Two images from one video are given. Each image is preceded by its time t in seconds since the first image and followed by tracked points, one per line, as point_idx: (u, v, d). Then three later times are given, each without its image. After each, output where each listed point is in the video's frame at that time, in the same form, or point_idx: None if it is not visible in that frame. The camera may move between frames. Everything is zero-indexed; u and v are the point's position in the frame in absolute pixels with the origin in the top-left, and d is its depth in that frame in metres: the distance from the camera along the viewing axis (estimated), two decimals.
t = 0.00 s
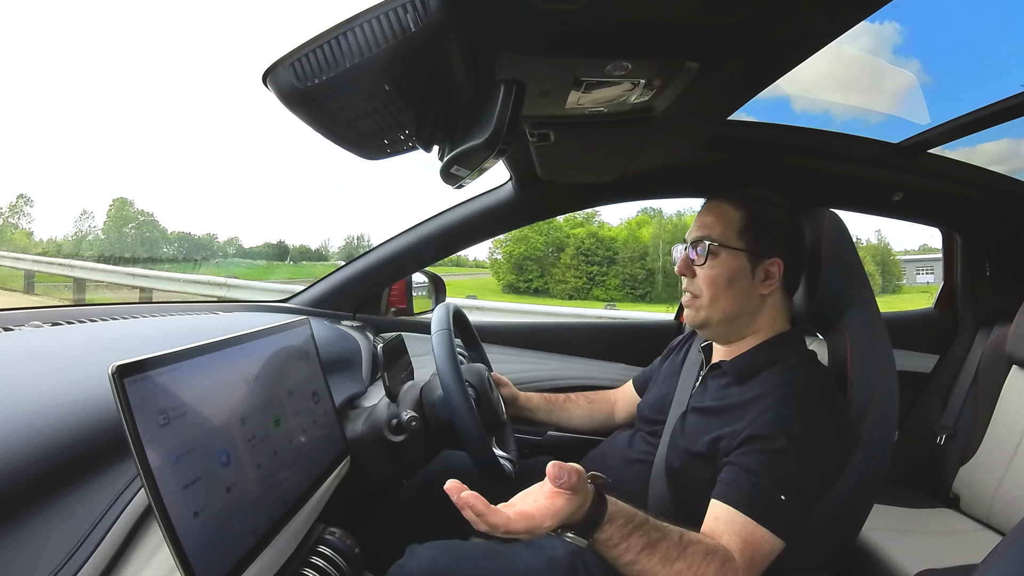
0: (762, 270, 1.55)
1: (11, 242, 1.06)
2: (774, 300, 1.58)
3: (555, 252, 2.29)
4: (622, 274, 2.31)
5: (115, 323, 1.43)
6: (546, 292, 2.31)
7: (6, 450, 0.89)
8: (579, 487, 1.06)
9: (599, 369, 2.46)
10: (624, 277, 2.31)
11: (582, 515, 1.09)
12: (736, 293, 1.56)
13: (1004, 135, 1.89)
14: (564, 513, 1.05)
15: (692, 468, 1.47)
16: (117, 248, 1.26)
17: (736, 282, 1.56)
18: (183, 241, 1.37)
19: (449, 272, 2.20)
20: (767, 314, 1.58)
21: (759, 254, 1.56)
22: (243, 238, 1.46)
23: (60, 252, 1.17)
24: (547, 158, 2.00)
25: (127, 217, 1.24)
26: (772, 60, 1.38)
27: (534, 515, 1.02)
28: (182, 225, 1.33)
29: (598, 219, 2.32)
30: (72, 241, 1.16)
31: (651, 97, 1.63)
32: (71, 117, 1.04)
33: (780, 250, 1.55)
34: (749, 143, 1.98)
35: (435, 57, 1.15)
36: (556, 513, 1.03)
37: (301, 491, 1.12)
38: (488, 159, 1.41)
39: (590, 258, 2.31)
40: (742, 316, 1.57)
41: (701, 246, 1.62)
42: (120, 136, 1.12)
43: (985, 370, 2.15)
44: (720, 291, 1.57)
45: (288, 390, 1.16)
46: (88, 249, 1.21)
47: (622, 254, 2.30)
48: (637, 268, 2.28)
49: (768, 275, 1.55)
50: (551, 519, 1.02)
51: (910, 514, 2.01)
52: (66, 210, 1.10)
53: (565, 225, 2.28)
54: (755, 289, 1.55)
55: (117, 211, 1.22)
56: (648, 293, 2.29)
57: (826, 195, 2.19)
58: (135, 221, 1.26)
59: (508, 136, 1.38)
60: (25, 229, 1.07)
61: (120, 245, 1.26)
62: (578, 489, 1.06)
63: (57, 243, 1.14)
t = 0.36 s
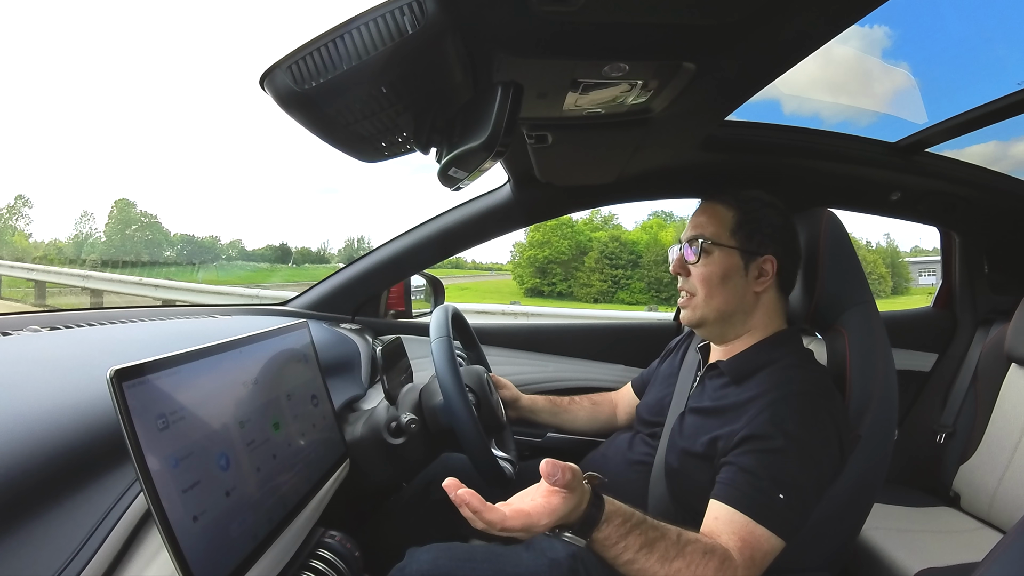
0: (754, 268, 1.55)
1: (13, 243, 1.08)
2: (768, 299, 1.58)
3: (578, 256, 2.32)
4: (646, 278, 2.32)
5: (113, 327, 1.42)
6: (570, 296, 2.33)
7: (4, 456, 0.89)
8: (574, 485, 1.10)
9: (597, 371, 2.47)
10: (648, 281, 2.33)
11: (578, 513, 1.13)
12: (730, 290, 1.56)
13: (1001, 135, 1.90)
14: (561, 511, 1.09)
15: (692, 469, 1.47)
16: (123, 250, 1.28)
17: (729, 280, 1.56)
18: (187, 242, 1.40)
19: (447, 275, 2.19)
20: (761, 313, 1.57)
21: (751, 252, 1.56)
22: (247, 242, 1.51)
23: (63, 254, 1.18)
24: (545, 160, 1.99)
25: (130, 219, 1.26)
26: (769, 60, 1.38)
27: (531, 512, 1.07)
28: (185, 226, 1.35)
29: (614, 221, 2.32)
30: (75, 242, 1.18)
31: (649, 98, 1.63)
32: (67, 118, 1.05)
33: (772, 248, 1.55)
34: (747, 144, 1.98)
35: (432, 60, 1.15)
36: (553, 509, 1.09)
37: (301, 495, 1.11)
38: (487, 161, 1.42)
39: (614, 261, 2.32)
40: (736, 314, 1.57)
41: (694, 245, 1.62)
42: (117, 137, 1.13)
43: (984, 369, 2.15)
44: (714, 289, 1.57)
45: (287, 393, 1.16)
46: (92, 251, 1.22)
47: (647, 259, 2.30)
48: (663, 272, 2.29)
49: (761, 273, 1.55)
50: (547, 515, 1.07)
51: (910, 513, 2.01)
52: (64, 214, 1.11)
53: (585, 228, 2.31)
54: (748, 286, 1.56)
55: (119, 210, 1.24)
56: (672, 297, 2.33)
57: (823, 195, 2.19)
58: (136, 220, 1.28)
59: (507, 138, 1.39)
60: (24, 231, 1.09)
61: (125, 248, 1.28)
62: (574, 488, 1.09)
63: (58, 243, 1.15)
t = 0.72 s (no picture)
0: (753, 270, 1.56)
1: (15, 245, 1.12)
2: (767, 300, 1.58)
3: (601, 258, 2.38)
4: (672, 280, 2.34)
5: (112, 331, 1.43)
6: (595, 297, 2.42)
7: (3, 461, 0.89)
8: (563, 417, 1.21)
9: (597, 372, 2.48)
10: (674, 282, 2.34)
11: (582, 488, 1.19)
12: (729, 293, 1.56)
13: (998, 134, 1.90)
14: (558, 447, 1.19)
15: (691, 468, 1.46)
16: (128, 250, 1.33)
17: (726, 284, 1.56)
18: (192, 244, 1.44)
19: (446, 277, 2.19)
20: (761, 313, 1.58)
21: (749, 254, 1.56)
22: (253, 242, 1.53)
23: (65, 257, 1.22)
24: (543, 162, 1.99)
25: (135, 220, 1.31)
26: (765, 61, 1.38)
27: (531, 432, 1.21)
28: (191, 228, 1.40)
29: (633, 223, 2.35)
30: (78, 244, 1.22)
31: (645, 100, 1.63)
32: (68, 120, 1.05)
33: (771, 250, 1.55)
34: (744, 144, 1.98)
35: (429, 62, 1.15)
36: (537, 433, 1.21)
37: (301, 499, 1.11)
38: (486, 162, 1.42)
39: (640, 262, 2.36)
40: (735, 316, 1.57)
41: (694, 246, 1.62)
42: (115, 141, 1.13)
43: (983, 368, 2.15)
44: (712, 292, 1.57)
45: (286, 397, 1.16)
46: (94, 252, 1.26)
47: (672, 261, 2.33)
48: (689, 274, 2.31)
49: (761, 274, 1.56)
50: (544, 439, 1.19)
51: (910, 511, 2.02)
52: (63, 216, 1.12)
53: (607, 228, 2.36)
54: (747, 289, 1.56)
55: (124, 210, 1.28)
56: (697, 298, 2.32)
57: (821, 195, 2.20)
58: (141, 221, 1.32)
59: (503, 140, 1.41)
60: (25, 231, 1.13)
61: (131, 249, 1.33)
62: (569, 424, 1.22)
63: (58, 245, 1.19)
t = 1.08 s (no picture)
0: (756, 264, 1.56)
1: (20, 243, 1.10)
2: (770, 294, 1.59)
3: (627, 260, 2.41)
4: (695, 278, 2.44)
5: (110, 340, 1.42)
6: (621, 298, 2.46)
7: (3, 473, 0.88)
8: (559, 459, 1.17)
9: (595, 370, 2.48)
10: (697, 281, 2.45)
11: (581, 496, 1.22)
12: (732, 287, 1.57)
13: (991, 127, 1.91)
14: (552, 486, 1.18)
15: (692, 463, 1.47)
16: (136, 250, 1.30)
17: (732, 275, 1.57)
18: (202, 244, 1.43)
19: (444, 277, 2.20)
20: (763, 307, 1.58)
21: (753, 248, 1.56)
22: (259, 243, 1.55)
23: (71, 257, 1.19)
24: (538, 162, 1.99)
25: (145, 220, 1.29)
26: (758, 56, 1.39)
27: (518, 485, 1.16)
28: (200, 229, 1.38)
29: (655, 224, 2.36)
30: (85, 243, 1.20)
31: (639, 98, 1.63)
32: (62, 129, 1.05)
33: (774, 245, 1.56)
34: (738, 141, 1.98)
35: (422, 65, 1.15)
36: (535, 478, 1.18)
37: (303, 503, 1.11)
38: (480, 164, 1.42)
39: (664, 264, 2.42)
40: (738, 310, 1.58)
41: (698, 240, 1.62)
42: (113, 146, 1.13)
43: (981, 358, 2.17)
44: (716, 284, 1.58)
45: (285, 402, 1.16)
46: (102, 253, 1.24)
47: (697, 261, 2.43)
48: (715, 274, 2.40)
49: (763, 268, 1.56)
50: (534, 488, 1.16)
51: (912, 502, 2.03)
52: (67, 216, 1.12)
53: (626, 229, 2.38)
54: (750, 283, 1.56)
55: (133, 206, 1.25)
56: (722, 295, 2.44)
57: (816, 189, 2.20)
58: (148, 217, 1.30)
59: (498, 141, 1.41)
60: (30, 230, 1.10)
61: (139, 250, 1.31)
62: (559, 463, 1.18)
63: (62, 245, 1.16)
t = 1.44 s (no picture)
0: (751, 261, 1.56)
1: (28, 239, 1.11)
2: (764, 291, 1.59)
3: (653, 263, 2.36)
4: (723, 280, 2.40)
5: (104, 349, 1.41)
6: (648, 300, 2.41)
7: None
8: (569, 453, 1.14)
9: (592, 369, 2.49)
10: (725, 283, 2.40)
11: (586, 487, 1.19)
12: (725, 283, 1.57)
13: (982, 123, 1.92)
14: (563, 481, 1.16)
15: (690, 461, 1.47)
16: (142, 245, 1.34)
17: (725, 273, 1.58)
18: (212, 243, 1.45)
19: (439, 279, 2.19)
20: (756, 305, 1.59)
21: (747, 246, 1.58)
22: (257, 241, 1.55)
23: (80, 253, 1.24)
24: (531, 163, 1.99)
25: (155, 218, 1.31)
26: (749, 55, 1.39)
27: (531, 478, 1.13)
28: (210, 227, 1.41)
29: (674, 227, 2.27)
30: (93, 240, 1.23)
31: (632, 98, 1.64)
32: (56, 141, 1.05)
33: (768, 242, 1.56)
34: (731, 141, 1.99)
35: (416, 67, 1.15)
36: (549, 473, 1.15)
37: (302, 509, 1.10)
38: (474, 166, 1.42)
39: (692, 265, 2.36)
40: (732, 306, 1.58)
41: (692, 237, 1.64)
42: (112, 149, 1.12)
43: (977, 352, 2.18)
44: (710, 280, 1.59)
45: (282, 408, 1.15)
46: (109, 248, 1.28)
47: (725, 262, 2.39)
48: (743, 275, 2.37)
49: (757, 266, 1.56)
50: (547, 482, 1.14)
51: (911, 496, 2.04)
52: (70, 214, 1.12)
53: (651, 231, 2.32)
54: (743, 279, 1.57)
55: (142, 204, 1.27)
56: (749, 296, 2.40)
57: (809, 185, 2.21)
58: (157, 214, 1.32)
59: (491, 143, 1.41)
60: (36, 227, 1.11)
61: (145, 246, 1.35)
62: (572, 457, 1.14)
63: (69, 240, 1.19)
